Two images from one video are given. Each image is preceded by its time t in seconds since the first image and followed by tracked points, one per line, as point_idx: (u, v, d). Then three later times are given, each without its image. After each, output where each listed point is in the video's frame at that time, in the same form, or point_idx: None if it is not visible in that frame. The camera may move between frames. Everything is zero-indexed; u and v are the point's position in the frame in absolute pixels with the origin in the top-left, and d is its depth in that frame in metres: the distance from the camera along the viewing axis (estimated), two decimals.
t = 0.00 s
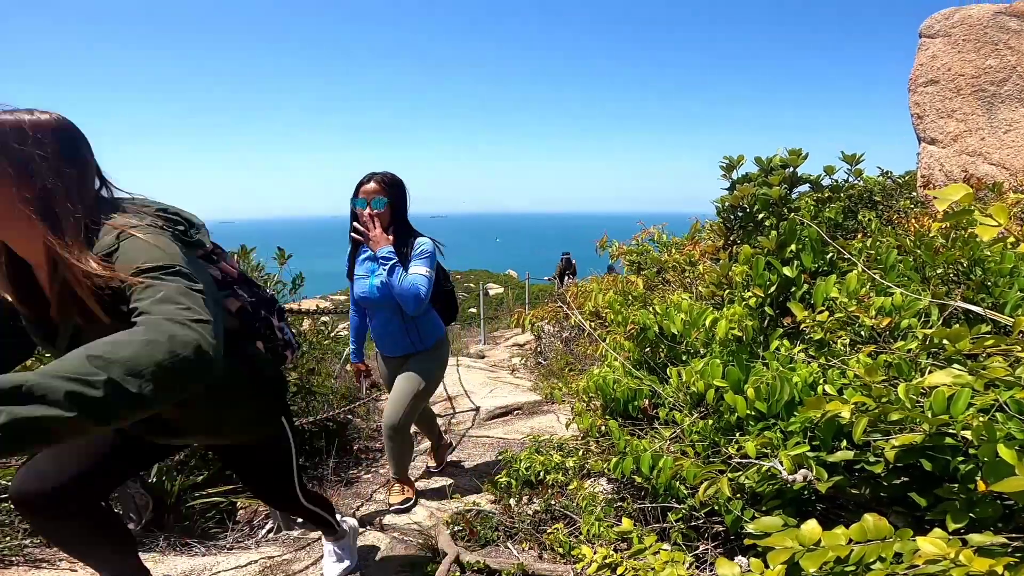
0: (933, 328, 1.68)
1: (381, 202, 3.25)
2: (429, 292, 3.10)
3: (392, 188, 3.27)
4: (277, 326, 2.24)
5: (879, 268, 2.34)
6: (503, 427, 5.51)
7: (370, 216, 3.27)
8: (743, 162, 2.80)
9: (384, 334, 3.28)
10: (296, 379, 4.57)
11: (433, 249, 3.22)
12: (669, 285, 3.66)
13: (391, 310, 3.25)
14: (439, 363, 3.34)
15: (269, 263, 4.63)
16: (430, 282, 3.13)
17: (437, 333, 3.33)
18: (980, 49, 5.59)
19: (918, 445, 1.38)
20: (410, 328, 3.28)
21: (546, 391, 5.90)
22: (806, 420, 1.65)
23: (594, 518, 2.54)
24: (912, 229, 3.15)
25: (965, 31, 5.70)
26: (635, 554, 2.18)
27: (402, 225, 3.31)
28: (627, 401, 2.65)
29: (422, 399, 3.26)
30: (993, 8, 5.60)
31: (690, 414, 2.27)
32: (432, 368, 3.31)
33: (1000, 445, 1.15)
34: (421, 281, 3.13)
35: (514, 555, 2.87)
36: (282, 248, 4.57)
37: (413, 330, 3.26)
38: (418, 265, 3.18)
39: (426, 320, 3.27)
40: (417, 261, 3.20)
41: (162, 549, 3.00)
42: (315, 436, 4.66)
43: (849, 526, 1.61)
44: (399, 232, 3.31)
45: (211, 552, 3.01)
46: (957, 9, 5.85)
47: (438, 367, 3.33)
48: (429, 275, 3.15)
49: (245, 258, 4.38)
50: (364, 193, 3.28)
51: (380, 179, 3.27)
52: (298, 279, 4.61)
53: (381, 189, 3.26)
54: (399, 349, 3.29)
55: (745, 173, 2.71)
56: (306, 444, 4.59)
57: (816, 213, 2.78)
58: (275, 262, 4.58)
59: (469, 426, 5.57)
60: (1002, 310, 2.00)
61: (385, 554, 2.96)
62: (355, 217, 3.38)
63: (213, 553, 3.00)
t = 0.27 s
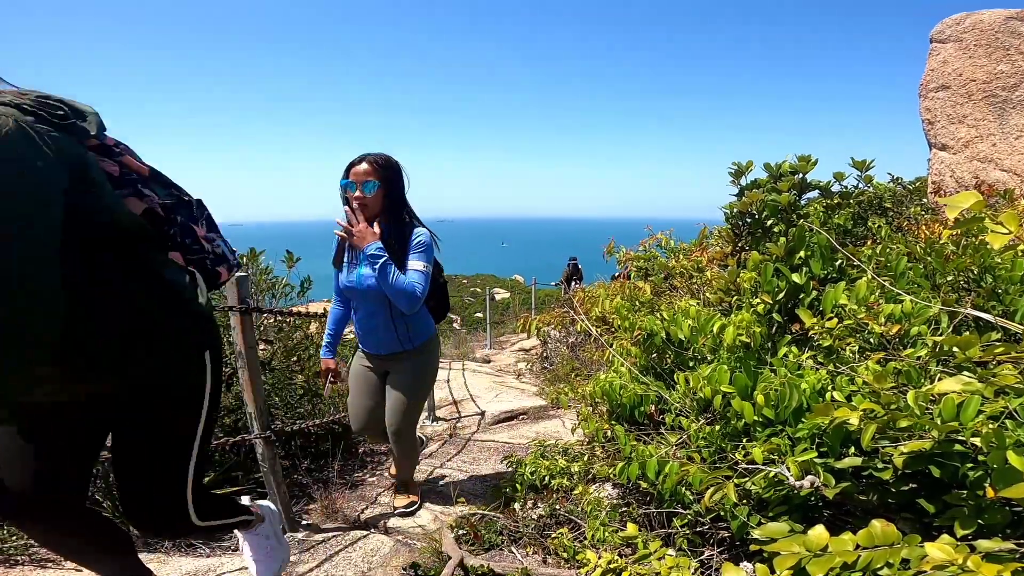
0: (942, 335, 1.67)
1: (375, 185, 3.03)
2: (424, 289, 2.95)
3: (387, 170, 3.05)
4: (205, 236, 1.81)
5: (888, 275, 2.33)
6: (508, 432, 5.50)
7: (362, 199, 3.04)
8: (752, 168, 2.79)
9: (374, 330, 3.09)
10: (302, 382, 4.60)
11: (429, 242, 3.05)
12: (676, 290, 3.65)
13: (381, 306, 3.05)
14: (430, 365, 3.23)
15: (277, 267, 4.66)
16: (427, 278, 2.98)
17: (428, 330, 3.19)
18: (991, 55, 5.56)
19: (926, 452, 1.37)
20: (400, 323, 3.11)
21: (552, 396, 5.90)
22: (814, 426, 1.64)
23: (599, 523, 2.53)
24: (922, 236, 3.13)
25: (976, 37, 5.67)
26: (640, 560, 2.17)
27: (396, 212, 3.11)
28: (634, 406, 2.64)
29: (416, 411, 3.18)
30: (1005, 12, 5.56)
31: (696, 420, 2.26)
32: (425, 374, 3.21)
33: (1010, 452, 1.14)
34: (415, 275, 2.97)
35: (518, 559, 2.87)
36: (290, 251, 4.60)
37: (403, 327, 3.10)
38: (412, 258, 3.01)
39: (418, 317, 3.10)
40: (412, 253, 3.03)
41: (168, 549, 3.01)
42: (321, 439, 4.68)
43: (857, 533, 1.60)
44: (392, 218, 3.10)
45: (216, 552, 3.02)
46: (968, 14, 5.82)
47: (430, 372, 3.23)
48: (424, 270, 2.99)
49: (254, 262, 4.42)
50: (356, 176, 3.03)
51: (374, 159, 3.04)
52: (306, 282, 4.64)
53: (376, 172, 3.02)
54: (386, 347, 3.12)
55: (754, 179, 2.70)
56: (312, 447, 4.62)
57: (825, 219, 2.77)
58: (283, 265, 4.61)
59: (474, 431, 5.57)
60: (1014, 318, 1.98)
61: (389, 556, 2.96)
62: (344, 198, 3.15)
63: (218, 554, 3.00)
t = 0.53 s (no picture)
0: (939, 340, 1.67)
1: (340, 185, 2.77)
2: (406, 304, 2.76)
3: (352, 168, 2.79)
4: (128, 201, 1.63)
5: (886, 279, 2.33)
6: (505, 433, 5.50)
7: (324, 200, 2.77)
8: (751, 171, 2.80)
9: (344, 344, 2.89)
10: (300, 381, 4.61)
11: (405, 247, 2.81)
12: (675, 293, 3.65)
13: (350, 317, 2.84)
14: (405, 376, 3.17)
15: (275, 266, 4.66)
16: (405, 289, 2.77)
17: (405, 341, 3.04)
18: (992, 59, 5.57)
19: (921, 456, 1.37)
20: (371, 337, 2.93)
21: (550, 397, 5.90)
22: (810, 429, 1.64)
23: (595, 525, 2.53)
24: (920, 240, 3.14)
25: (977, 41, 5.69)
26: (635, 561, 2.16)
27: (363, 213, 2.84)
28: (631, 408, 2.64)
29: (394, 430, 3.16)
30: (1005, 17, 5.58)
31: (693, 422, 2.26)
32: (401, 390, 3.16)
33: (1004, 455, 1.14)
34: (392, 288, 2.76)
35: (514, 560, 2.87)
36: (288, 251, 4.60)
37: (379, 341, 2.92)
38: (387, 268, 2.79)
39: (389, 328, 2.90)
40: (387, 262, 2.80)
41: (162, 548, 3.00)
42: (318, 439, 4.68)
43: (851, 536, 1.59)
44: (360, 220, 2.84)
45: (211, 552, 3.01)
46: (969, 18, 5.84)
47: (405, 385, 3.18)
48: (404, 281, 2.77)
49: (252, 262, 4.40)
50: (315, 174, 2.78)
51: (337, 156, 2.78)
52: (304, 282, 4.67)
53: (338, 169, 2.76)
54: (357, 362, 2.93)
55: (754, 182, 2.70)
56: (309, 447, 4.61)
57: (823, 222, 2.78)
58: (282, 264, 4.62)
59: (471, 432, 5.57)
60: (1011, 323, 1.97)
61: (385, 557, 2.95)
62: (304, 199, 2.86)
63: (213, 553, 3.00)
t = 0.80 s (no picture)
0: (937, 344, 1.67)
1: (253, 189, 2.39)
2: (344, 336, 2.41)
3: (269, 172, 2.43)
4: None
5: (885, 283, 2.33)
6: (504, 435, 5.50)
7: (233, 208, 2.38)
8: (750, 175, 2.80)
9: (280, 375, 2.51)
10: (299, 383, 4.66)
11: (335, 263, 2.43)
12: (674, 296, 3.66)
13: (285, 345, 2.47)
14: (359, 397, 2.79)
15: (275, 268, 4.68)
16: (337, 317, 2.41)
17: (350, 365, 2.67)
18: (992, 62, 5.58)
19: (918, 459, 1.37)
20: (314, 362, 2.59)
21: (549, 400, 5.91)
22: (808, 433, 1.64)
23: (593, 528, 2.53)
24: (919, 244, 3.15)
25: (978, 44, 5.69)
26: (633, 565, 2.17)
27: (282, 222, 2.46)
28: (630, 411, 2.64)
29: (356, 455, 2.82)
30: (1006, 20, 5.59)
31: (691, 425, 2.26)
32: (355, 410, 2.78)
33: (1001, 459, 1.14)
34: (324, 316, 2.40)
35: (512, 563, 2.87)
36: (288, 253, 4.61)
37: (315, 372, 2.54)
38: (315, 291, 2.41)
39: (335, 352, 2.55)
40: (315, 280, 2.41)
41: (160, 550, 3.01)
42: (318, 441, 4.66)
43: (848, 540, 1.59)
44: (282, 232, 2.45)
45: (209, 553, 3.01)
46: (969, 21, 5.85)
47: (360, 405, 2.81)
48: (338, 307, 2.41)
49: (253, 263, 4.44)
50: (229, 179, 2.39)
51: (253, 157, 2.41)
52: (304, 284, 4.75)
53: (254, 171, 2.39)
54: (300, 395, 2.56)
55: (753, 185, 2.70)
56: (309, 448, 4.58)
57: (822, 226, 2.78)
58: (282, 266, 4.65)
59: (470, 434, 5.57)
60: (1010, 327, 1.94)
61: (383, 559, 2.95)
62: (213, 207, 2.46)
63: (211, 555, 3.00)
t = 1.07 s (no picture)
0: (939, 344, 1.66)
1: (140, 149, 2.00)
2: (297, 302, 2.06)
3: (159, 129, 2.03)
4: None
5: (886, 283, 2.32)
6: (505, 436, 5.49)
7: (116, 171, 1.99)
8: (752, 175, 2.80)
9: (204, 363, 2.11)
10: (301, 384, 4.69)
11: (257, 223, 2.05)
12: (675, 297, 3.66)
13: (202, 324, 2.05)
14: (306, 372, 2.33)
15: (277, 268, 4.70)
16: (285, 283, 2.05)
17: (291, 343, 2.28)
18: (994, 62, 5.57)
19: (920, 460, 1.36)
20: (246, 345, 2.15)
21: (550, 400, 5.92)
22: (810, 434, 1.63)
23: (594, 528, 2.53)
24: (920, 245, 3.14)
25: (979, 43, 5.69)
26: (635, 565, 2.16)
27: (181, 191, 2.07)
28: (631, 412, 2.64)
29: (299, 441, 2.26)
30: (1007, 20, 5.59)
31: (693, 426, 2.26)
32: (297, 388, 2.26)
33: (1004, 460, 1.13)
34: (259, 285, 2.02)
35: (514, 564, 2.86)
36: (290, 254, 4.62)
37: (249, 353, 2.12)
38: (238, 257, 2.01)
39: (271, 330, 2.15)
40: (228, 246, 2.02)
41: (161, 551, 3.01)
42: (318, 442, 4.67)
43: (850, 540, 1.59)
44: (185, 199, 2.07)
45: (210, 554, 3.01)
46: (970, 21, 5.84)
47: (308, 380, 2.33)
48: (280, 269, 2.05)
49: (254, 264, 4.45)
50: (109, 138, 2.00)
51: (143, 113, 2.03)
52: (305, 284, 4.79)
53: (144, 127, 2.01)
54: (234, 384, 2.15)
55: (754, 186, 2.70)
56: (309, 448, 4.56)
57: (824, 227, 2.77)
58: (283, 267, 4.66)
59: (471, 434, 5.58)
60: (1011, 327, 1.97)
61: (385, 559, 2.95)
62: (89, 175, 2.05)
63: (212, 555, 3.00)
